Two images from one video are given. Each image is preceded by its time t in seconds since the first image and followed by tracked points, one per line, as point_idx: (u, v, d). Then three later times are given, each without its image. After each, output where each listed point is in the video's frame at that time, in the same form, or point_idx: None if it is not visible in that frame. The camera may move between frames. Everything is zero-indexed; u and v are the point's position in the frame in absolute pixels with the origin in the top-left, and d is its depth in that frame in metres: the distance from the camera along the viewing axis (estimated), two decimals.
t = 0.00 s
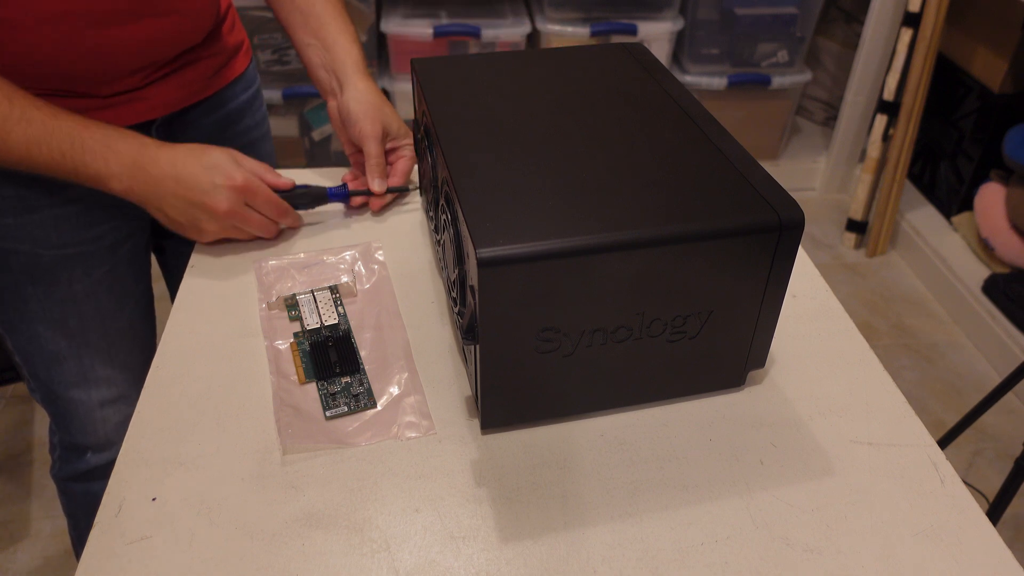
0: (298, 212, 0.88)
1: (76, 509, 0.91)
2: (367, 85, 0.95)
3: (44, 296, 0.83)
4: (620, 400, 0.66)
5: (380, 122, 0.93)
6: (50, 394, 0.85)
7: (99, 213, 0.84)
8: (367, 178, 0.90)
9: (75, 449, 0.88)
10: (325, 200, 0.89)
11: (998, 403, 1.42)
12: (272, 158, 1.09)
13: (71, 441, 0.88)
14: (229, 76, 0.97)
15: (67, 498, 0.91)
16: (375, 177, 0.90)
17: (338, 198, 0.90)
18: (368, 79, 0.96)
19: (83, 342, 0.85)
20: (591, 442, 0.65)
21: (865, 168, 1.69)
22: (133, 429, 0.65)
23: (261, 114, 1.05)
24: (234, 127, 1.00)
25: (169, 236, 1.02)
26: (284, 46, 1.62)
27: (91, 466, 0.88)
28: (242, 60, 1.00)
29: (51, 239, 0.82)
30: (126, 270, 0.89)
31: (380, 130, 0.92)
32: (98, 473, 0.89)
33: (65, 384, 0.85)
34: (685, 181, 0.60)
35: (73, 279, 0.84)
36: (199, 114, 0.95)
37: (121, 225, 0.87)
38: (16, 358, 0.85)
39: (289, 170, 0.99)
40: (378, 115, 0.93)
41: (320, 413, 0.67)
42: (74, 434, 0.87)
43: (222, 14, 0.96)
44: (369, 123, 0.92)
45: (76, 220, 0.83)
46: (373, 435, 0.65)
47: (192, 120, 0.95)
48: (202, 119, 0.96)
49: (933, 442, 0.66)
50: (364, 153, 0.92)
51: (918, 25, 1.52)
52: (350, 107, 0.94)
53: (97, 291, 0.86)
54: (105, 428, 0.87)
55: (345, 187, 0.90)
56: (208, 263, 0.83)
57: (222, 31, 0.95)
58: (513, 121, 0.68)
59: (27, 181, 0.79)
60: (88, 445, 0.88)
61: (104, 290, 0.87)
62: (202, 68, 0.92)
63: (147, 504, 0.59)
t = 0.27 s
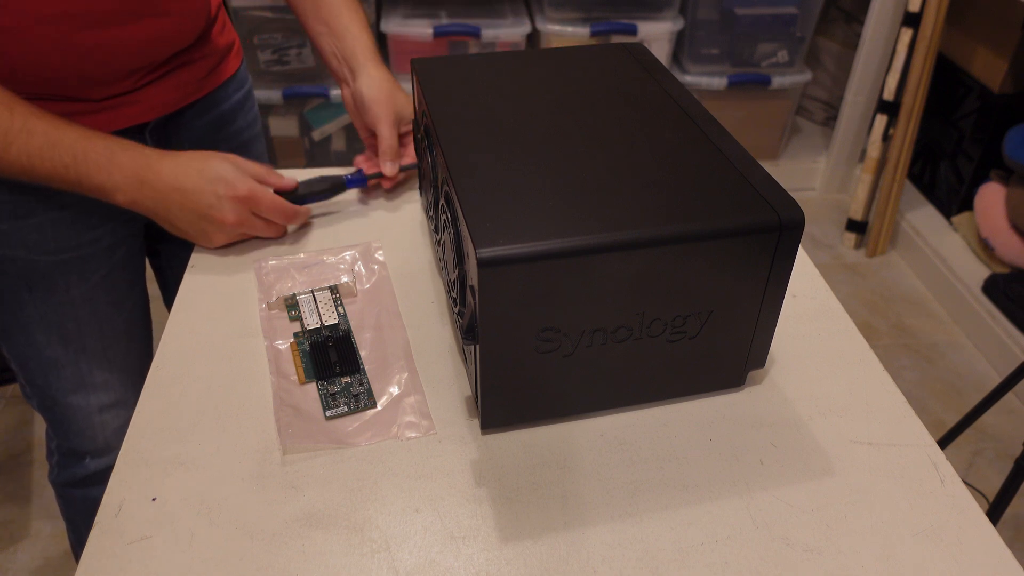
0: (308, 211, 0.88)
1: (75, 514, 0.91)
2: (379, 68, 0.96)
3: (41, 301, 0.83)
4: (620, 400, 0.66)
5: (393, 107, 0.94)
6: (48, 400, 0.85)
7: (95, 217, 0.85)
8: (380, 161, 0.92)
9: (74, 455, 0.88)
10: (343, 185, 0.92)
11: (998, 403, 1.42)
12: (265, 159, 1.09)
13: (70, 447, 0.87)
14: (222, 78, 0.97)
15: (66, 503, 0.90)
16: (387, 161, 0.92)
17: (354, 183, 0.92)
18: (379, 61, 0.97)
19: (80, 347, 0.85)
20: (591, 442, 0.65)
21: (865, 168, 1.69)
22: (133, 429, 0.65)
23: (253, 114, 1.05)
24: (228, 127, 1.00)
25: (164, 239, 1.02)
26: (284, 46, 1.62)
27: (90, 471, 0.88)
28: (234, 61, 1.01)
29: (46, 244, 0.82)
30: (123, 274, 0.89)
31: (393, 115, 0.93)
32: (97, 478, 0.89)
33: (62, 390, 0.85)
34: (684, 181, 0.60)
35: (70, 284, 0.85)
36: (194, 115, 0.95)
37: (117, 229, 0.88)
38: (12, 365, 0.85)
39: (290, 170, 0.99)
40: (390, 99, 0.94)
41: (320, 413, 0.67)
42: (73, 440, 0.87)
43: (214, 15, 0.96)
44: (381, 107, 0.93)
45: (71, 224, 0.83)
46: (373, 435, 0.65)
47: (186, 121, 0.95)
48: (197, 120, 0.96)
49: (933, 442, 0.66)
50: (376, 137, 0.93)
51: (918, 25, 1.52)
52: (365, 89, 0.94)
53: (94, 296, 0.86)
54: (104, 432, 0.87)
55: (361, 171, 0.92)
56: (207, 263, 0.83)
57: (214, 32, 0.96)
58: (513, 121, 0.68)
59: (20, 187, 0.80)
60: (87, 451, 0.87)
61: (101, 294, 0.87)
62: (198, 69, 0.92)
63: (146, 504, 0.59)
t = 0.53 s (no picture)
0: (315, 205, 0.89)
1: (75, 515, 0.91)
2: (357, 83, 0.96)
3: (38, 303, 0.83)
4: (620, 400, 0.66)
5: (370, 124, 0.93)
6: (46, 401, 0.85)
7: (92, 217, 0.85)
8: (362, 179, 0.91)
9: (73, 455, 0.88)
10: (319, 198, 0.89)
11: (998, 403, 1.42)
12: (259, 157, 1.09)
13: (68, 447, 0.87)
14: (217, 77, 0.98)
15: (65, 504, 0.90)
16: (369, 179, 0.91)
17: (332, 197, 0.90)
18: (358, 76, 0.97)
19: (78, 348, 0.85)
20: (591, 443, 0.65)
21: (865, 168, 1.69)
22: (133, 429, 0.65)
23: (246, 112, 1.06)
24: (224, 126, 1.00)
25: (161, 239, 1.01)
26: (284, 46, 1.62)
27: (89, 472, 0.88)
28: (228, 60, 1.01)
29: (43, 246, 0.82)
30: (120, 274, 0.89)
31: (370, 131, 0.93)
32: (95, 478, 0.89)
33: (60, 390, 0.85)
34: (684, 181, 0.60)
35: (68, 285, 0.84)
36: (190, 114, 0.95)
37: (113, 229, 0.88)
38: (11, 366, 0.85)
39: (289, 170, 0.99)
40: (366, 116, 0.94)
41: (320, 413, 0.67)
42: (72, 440, 0.87)
43: (207, 14, 0.96)
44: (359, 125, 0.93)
45: (68, 225, 0.83)
46: (373, 435, 0.65)
47: (183, 120, 0.95)
48: (194, 119, 0.96)
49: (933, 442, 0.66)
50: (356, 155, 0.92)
51: (918, 25, 1.52)
52: (341, 108, 0.94)
53: (91, 297, 0.86)
54: (102, 433, 0.87)
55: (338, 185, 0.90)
56: (207, 263, 0.83)
57: (208, 30, 0.96)
58: (513, 121, 0.68)
59: (22, 187, 0.79)
60: (85, 451, 0.87)
61: (98, 295, 0.87)
62: (195, 68, 0.92)
63: (147, 504, 0.59)
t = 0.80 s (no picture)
0: (319, 205, 0.89)
1: (75, 515, 0.91)
2: (362, 84, 0.96)
3: (38, 303, 0.83)
4: (620, 400, 0.66)
5: (375, 124, 0.93)
6: (46, 400, 0.85)
7: (91, 218, 0.85)
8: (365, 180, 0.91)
9: (72, 455, 0.88)
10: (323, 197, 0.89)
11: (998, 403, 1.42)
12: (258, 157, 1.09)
13: (68, 447, 0.87)
14: (217, 77, 0.98)
15: (65, 503, 0.91)
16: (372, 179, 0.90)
17: (335, 196, 0.90)
18: (363, 77, 0.97)
19: (78, 348, 0.85)
20: (591, 443, 0.65)
21: (865, 168, 1.69)
22: (133, 429, 0.65)
23: (246, 112, 1.06)
24: (223, 125, 1.01)
25: (160, 238, 1.01)
26: (284, 46, 1.62)
27: (89, 471, 0.88)
28: (227, 59, 1.01)
29: (43, 246, 0.82)
30: (120, 274, 0.89)
31: (375, 132, 0.93)
32: (95, 478, 0.89)
33: (60, 390, 0.85)
34: (684, 181, 0.60)
35: (67, 286, 0.84)
36: (190, 113, 0.95)
37: (113, 229, 0.88)
38: (11, 366, 0.85)
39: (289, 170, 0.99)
40: (372, 116, 0.94)
41: (320, 413, 0.67)
42: (72, 440, 0.87)
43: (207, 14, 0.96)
44: (364, 125, 0.93)
45: (68, 225, 0.83)
46: (373, 435, 0.65)
47: (182, 119, 0.95)
48: (193, 118, 0.96)
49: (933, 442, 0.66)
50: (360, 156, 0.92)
51: (918, 25, 1.52)
52: (346, 109, 0.94)
53: (91, 298, 0.86)
54: (102, 432, 0.87)
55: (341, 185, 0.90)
56: (207, 264, 0.83)
57: (207, 30, 0.96)
58: (513, 121, 0.68)
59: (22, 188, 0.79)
60: (85, 451, 0.88)
61: (98, 295, 0.87)
62: (194, 68, 0.92)
63: (147, 504, 0.59)
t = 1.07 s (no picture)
0: (319, 205, 0.89)
1: (75, 515, 0.91)
2: (364, 84, 0.96)
3: (38, 303, 0.83)
4: (620, 400, 0.66)
5: (376, 124, 0.93)
6: (46, 400, 0.85)
7: (91, 218, 0.85)
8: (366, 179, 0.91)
9: (72, 455, 0.88)
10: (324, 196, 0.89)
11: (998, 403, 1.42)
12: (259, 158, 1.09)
13: (68, 447, 0.87)
14: (217, 77, 0.98)
15: (64, 503, 0.91)
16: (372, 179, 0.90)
17: (336, 196, 0.90)
18: (365, 77, 0.97)
19: (78, 348, 0.85)
20: (591, 443, 0.65)
21: (865, 168, 1.69)
22: (133, 429, 0.65)
23: (247, 113, 1.06)
24: (224, 126, 1.01)
25: (161, 238, 1.01)
26: (284, 46, 1.62)
27: (89, 472, 0.88)
28: (228, 59, 1.01)
29: (43, 246, 0.82)
30: (120, 275, 0.89)
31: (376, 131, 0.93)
32: (95, 478, 0.89)
33: (60, 390, 0.85)
34: (684, 181, 0.60)
35: (67, 286, 0.84)
36: (191, 113, 0.95)
37: (113, 229, 0.88)
38: (11, 366, 0.85)
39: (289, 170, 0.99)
40: (373, 115, 0.94)
41: (320, 413, 0.67)
42: (71, 440, 0.87)
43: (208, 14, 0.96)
44: (365, 125, 0.93)
45: (68, 225, 0.83)
46: (373, 435, 0.65)
47: (183, 120, 0.95)
48: (194, 118, 0.96)
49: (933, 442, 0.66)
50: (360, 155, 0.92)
51: (918, 25, 1.52)
52: (347, 108, 0.94)
53: (91, 298, 0.86)
54: (102, 432, 0.87)
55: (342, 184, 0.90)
56: (207, 264, 0.83)
57: (208, 30, 0.96)
58: (513, 121, 0.68)
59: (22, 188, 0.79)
60: (85, 451, 0.88)
61: (98, 295, 0.87)
62: (194, 69, 0.92)
63: (147, 504, 0.59)
